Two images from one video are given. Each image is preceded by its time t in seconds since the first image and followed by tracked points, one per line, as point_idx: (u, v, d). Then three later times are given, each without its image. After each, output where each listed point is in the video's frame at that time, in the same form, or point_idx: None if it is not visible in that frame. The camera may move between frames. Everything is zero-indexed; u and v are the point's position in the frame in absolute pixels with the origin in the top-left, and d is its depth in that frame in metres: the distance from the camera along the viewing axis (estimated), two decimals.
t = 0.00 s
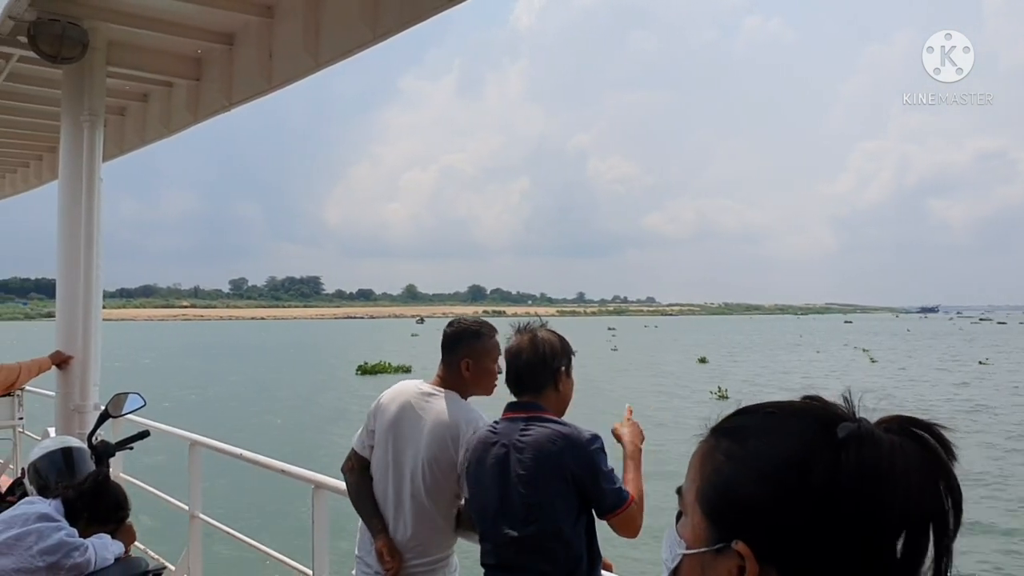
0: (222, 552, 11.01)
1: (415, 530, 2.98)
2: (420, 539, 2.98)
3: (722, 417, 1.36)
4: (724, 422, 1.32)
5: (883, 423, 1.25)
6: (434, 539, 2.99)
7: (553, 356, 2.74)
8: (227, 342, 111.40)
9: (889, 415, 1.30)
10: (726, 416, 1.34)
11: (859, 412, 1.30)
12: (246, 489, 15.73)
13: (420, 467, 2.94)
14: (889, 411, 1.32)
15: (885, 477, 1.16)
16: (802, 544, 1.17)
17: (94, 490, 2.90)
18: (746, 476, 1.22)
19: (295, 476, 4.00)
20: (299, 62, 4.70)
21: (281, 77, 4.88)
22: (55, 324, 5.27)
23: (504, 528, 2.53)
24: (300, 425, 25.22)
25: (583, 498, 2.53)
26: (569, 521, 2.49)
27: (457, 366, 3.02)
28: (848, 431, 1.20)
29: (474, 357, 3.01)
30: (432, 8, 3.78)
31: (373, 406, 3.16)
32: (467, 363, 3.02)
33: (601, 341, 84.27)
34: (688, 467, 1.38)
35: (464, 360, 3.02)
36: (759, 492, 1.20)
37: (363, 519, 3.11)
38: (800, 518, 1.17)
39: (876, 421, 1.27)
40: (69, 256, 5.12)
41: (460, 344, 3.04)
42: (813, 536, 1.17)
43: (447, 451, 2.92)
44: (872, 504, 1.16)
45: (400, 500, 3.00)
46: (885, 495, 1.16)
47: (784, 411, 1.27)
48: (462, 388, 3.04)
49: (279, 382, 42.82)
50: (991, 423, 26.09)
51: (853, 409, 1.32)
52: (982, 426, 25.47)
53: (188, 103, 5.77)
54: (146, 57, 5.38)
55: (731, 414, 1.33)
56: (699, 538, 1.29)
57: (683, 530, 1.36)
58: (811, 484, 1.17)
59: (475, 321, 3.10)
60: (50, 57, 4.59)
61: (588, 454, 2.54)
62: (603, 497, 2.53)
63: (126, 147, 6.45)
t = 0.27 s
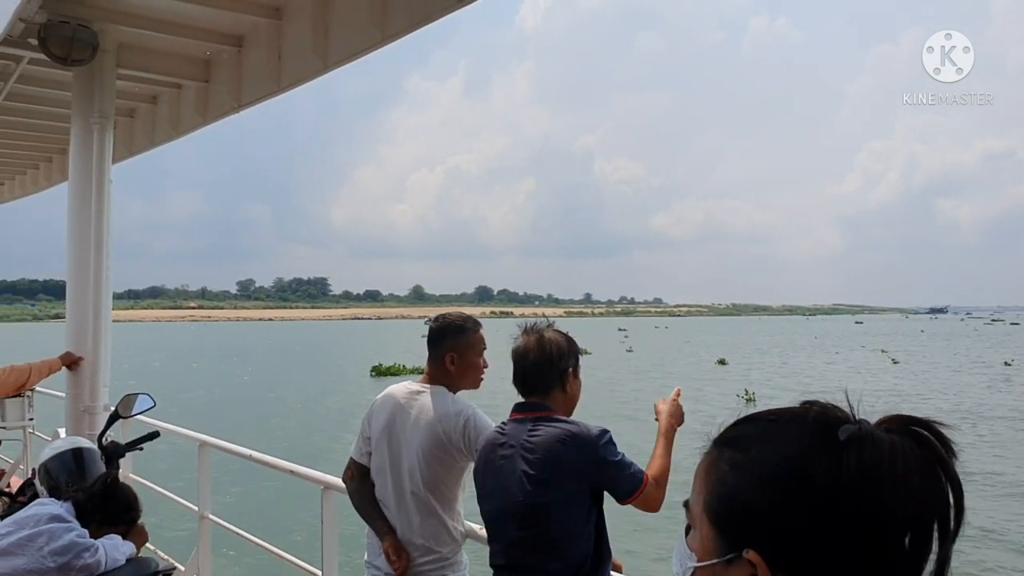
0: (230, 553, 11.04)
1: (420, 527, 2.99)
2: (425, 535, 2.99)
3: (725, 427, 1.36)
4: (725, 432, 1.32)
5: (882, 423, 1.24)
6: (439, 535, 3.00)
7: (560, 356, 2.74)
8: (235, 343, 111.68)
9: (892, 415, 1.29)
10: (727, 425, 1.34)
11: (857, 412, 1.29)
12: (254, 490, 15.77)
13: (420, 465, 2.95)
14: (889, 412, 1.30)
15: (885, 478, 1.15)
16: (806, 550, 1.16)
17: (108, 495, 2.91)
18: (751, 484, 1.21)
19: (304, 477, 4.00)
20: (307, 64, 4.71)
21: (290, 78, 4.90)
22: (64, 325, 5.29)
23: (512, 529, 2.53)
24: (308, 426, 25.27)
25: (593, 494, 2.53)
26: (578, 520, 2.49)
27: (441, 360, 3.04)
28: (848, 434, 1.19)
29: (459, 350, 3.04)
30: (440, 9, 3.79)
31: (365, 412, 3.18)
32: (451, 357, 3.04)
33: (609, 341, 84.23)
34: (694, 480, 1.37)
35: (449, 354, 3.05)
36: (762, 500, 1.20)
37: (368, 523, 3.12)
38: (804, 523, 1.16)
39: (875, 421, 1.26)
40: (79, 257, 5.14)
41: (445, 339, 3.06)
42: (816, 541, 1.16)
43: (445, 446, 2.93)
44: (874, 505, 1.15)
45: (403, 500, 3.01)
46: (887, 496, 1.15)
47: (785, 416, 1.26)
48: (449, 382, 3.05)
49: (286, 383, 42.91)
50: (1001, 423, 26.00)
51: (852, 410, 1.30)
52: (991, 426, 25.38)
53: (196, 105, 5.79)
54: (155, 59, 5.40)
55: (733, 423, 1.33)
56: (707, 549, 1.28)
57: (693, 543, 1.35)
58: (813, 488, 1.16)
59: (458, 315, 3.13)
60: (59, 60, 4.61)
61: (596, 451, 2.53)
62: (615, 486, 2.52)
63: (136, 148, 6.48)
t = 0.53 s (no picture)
0: (240, 553, 11.07)
1: (428, 522, 2.98)
2: (433, 531, 2.98)
3: (748, 432, 1.34)
4: (748, 437, 1.31)
5: (907, 423, 1.23)
6: (448, 530, 2.99)
7: (573, 357, 2.72)
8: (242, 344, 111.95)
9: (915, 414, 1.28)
10: (751, 431, 1.33)
11: (884, 414, 1.27)
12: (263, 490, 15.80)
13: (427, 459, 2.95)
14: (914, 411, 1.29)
15: (910, 477, 1.14)
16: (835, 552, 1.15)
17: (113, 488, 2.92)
18: (777, 488, 1.20)
19: (314, 477, 4.00)
20: (317, 65, 4.72)
21: (300, 80, 4.91)
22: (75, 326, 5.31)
23: (525, 528, 2.53)
24: (317, 427, 25.32)
25: (606, 501, 2.53)
26: (592, 522, 2.48)
27: (443, 355, 3.06)
28: (873, 434, 1.18)
29: (458, 345, 3.06)
30: (450, 10, 3.79)
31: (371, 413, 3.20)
32: (451, 352, 3.07)
33: (616, 342, 84.13)
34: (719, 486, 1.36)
35: (450, 348, 3.07)
36: (789, 505, 1.18)
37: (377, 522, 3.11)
38: (832, 527, 1.15)
39: (898, 421, 1.24)
40: (92, 259, 5.16)
41: (445, 334, 3.08)
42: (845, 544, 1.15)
43: (451, 438, 2.94)
44: (901, 505, 1.14)
45: (410, 496, 3.01)
46: (913, 494, 1.14)
47: (807, 419, 1.25)
48: (450, 377, 3.07)
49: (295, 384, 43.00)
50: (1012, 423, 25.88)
51: (877, 411, 1.29)
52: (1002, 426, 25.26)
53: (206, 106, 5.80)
54: (166, 60, 5.41)
55: (756, 429, 1.32)
56: (736, 557, 1.26)
57: (721, 550, 1.34)
58: (839, 490, 1.15)
59: (458, 311, 3.14)
60: (71, 61, 4.63)
61: (612, 456, 2.53)
62: (627, 500, 2.52)
63: (147, 149, 6.50)
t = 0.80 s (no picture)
0: (244, 553, 11.09)
1: (432, 523, 2.97)
2: (437, 531, 2.97)
3: (771, 436, 1.30)
4: (770, 442, 1.27)
5: (934, 425, 1.16)
6: (452, 530, 2.98)
7: (577, 357, 2.72)
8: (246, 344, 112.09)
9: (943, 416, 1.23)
10: (774, 434, 1.29)
11: (908, 416, 1.22)
12: (267, 490, 15.85)
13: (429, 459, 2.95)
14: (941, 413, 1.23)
15: (936, 483, 1.09)
16: (860, 558, 1.11)
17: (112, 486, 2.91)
18: (800, 493, 1.16)
19: (320, 478, 4.00)
20: (322, 66, 4.72)
21: (305, 81, 4.91)
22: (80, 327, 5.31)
23: (529, 530, 2.54)
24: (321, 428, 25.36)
25: (600, 509, 2.45)
26: (590, 529, 2.44)
27: (444, 352, 3.07)
28: (898, 437, 1.13)
29: (460, 342, 3.07)
30: (456, 11, 3.79)
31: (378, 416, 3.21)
32: (453, 349, 3.07)
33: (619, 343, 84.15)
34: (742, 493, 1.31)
35: (451, 345, 3.07)
36: (813, 508, 1.14)
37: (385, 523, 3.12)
38: (856, 532, 1.11)
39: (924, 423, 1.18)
40: (97, 262, 5.17)
41: (446, 332, 3.09)
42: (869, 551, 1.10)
43: (455, 439, 2.94)
44: (926, 511, 1.09)
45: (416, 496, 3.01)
46: (940, 500, 1.09)
47: (830, 422, 1.21)
48: (451, 374, 3.07)
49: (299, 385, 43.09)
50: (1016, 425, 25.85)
51: (903, 413, 1.24)
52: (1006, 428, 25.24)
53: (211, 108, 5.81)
54: (171, 61, 5.42)
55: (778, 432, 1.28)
56: (760, 562, 1.20)
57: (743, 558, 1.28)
58: (864, 495, 1.11)
59: (459, 311, 3.17)
60: (77, 62, 4.65)
61: (608, 462, 2.45)
62: (617, 512, 2.42)
63: (152, 150, 6.51)
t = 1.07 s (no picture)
0: (250, 552, 11.12)
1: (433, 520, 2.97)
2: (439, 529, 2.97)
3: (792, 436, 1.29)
4: (793, 442, 1.27)
5: (958, 428, 1.15)
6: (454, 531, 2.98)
7: (583, 361, 2.70)
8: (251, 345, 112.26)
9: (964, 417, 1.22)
10: (795, 434, 1.28)
11: (931, 417, 1.21)
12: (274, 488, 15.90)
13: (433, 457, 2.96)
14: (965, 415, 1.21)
15: (961, 483, 1.08)
16: (881, 559, 1.09)
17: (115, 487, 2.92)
18: (822, 493, 1.15)
19: (327, 478, 4.00)
20: (329, 66, 4.73)
21: (312, 81, 4.92)
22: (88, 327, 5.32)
23: (535, 529, 2.54)
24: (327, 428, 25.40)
25: (605, 514, 2.44)
26: (596, 531, 2.44)
27: (456, 351, 3.07)
28: (922, 437, 1.12)
29: (472, 341, 3.07)
30: (463, 11, 3.79)
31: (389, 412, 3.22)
32: (465, 348, 3.07)
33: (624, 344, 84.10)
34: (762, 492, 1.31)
35: (463, 344, 3.07)
36: (835, 508, 1.13)
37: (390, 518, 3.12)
38: (880, 532, 1.09)
39: (946, 425, 1.18)
40: (106, 258, 5.18)
41: (458, 332, 3.10)
42: (891, 551, 1.09)
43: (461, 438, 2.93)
44: (951, 513, 1.07)
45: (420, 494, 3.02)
46: (965, 501, 1.07)
47: (852, 422, 1.20)
48: (463, 373, 3.08)
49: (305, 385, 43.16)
50: None
51: (926, 413, 1.22)
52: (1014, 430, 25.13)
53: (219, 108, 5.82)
54: (179, 61, 5.43)
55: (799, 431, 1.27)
56: (782, 561, 1.21)
57: (765, 555, 1.28)
58: (887, 495, 1.09)
59: (471, 310, 3.17)
60: (86, 62, 4.66)
61: (617, 465, 2.43)
62: (621, 517, 2.41)
63: (160, 150, 6.52)
